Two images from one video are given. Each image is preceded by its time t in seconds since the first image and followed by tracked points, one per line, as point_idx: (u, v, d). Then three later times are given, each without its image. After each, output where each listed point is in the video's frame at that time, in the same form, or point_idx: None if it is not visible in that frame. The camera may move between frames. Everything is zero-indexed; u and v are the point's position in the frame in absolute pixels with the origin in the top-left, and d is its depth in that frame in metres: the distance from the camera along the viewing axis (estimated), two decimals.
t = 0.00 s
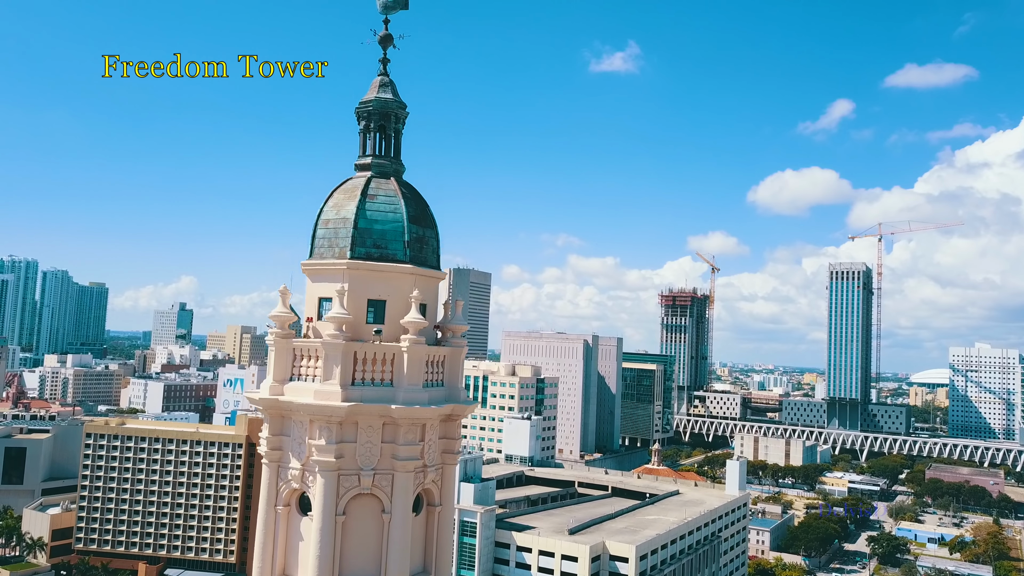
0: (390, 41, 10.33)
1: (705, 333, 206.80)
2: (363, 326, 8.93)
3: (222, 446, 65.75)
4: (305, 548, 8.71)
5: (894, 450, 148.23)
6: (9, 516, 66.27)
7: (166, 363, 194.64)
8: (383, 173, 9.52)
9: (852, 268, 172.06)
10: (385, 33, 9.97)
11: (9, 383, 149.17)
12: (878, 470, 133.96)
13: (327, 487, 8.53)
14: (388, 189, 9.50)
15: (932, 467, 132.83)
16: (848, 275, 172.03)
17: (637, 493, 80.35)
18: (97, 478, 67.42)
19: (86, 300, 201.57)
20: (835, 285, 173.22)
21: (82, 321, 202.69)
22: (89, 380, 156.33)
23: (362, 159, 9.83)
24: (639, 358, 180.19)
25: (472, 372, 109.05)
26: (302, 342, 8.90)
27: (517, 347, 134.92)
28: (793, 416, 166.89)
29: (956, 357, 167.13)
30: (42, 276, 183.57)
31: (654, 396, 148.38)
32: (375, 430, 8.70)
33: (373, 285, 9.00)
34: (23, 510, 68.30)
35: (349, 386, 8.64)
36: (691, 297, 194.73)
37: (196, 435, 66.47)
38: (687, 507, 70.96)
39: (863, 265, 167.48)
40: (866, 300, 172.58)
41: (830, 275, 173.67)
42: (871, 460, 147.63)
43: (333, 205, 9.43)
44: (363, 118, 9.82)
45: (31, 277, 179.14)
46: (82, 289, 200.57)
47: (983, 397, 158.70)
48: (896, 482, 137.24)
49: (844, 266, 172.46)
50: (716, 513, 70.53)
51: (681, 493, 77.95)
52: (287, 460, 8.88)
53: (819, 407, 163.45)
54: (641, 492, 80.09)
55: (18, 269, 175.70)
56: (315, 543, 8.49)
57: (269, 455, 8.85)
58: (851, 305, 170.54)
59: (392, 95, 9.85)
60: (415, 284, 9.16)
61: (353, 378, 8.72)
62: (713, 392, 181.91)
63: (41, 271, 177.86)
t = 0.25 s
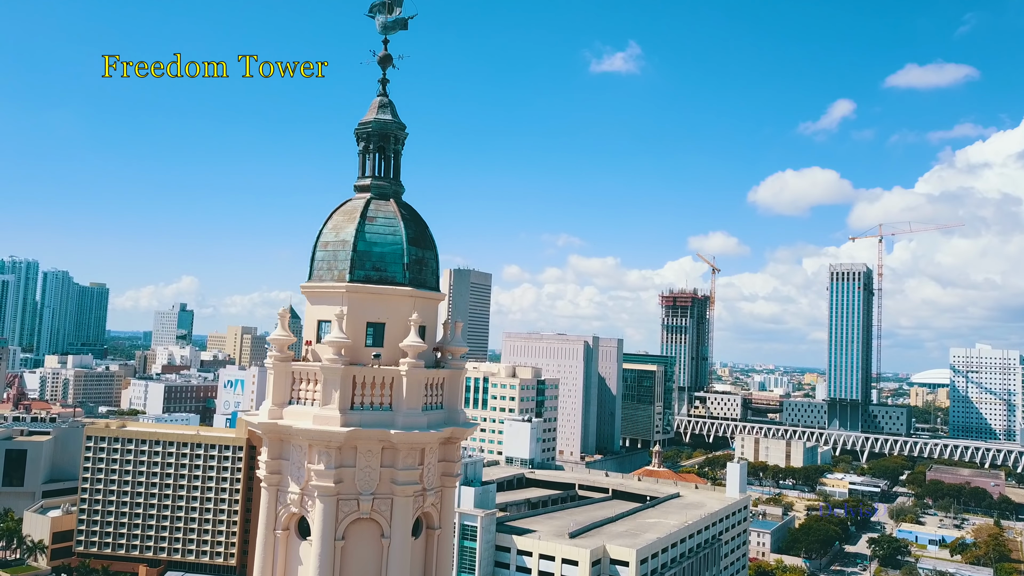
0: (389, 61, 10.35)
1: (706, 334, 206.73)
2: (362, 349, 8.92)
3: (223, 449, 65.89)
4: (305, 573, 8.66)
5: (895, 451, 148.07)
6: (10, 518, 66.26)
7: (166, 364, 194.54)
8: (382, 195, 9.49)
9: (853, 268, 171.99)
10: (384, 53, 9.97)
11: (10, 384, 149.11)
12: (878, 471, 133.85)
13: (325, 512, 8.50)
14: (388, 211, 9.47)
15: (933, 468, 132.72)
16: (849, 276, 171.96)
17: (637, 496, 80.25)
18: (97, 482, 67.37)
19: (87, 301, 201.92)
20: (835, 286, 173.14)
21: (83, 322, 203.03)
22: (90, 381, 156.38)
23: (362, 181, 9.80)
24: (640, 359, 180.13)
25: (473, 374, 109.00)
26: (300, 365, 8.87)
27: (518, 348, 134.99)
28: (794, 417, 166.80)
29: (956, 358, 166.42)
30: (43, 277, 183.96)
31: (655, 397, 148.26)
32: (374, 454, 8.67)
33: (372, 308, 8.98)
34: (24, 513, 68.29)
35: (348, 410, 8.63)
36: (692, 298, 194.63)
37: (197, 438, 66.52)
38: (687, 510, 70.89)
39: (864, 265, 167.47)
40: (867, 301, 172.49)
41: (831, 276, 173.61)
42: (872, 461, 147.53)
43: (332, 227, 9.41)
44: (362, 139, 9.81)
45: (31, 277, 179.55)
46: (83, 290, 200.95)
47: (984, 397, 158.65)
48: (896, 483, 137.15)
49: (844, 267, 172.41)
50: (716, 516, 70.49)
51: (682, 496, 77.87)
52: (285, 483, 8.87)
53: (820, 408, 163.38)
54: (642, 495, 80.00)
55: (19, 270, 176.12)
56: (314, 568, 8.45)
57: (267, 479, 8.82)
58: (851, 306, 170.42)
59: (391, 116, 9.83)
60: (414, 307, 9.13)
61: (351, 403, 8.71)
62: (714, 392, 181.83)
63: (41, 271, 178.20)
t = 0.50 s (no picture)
0: (388, 82, 10.41)
1: (706, 335, 206.66)
2: (361, 373, 8.89)
3: (223, 452, 65.97)
4: None
5: (895, 451, 147.97)
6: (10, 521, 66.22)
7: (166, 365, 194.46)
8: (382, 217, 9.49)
9: (853, 269, 171.90)
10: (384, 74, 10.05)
11: (10, 385, 149.00)
12: (879, 473, 133.78)
13: (324, 538, 8.48)
14: (387, 234, 9.47)
15: (934, 469, 132.63)
16: (849, 277, 171.87)
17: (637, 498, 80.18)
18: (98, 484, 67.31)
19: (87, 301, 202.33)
20: (835, 287, 173.05)
21: (84, 322, 203.33)
22: (90, 382, 156.37)
23: (361, 203, 9.81)
24: (641, 360, 180.13)
25: (473, 376, 108.92)
26: (299, 390, 8.85)
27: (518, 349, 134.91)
28: (794, 417, 166.73)
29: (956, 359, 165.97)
30: (43, 277, 184.19)
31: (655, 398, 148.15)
32: (373, 479, 8.66)
33: (371, 331, 8.94)
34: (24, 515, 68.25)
35: (347, 435, 8.62)
36: (692, 299, 194.54)
37: (197, 441, 66.54)
38: (687, 513, 70.84)
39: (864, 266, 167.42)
40: (867, 302, 172.40)
41: (831, 277, 173.51)
42: (872, 462, 147.46)
43: (332, 249, 9.37)
44: (362, 160, 9.83)
45: (31, 278, 179.75)
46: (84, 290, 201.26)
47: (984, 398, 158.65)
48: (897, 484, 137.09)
49: (844, 268, 172.36)
50: (717, 520, 70.47)
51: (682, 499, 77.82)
52: (284, 508, 8.85)
53: (820, 409, 163.32)
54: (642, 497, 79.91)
55: (19, 270, 176.29)
56: None
57: (267, 504, 8.79)
58: (852, 307, 170.34)
59: (390, 138, 9.83)
60: (413, 330, 9.11)
61: (350, 428, 8.69)
62: (714, 393, 181.79)
63: (42, 272, 178.42)
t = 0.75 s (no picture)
0: (387, 103, 10.41)
1: (706, 335, 206.59)
2: (360, 398, 8.85)
3: (223, 454, 65.89)
4: None
5: (896, 453, 147.83)
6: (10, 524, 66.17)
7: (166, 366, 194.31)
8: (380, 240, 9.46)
9: (853, 271, 171.76)
10: (383, 95, 10.05)
11: (10, 386, 148.89)
12: (879, 474, 133.70)
13: (323, 563, 8.44)
14: (385, 255, 9.45)
15: (934, 471, 132.50)
16: (849, 278, 171.74)
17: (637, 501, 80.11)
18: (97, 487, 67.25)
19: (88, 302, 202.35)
20: (835, 288, 172.91)
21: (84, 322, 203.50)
22: (91, 383, 156.29)
23: (359, 225, 9.79)
24: (641, 361, 180.02)
25: (473, 377, 108.85)
26: (297, 414, 8.83)
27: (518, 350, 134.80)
28: (795, 418, 166.60)
29: (956, 360, 165.58)
30: (43, 278, 184.35)
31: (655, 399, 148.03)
32: (372, 504, 8.64)
33: (370, 355, 8.91)
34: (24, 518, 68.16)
35: (346, 460, 8.58)
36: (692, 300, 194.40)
37: (197, 444, 66.46)
38: (687, 516, 70.81)
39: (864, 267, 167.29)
40: (867, 303, 172.26)
41: (832, 278, 173.40)
42: (872, 463, 147.39)
43: (331, 271, 9.37)
44: (361, 182, 9.82)
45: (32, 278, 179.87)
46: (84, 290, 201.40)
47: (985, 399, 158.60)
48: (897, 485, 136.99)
49: (844, 269, 172.26)
50: (717, 523, 70.49)
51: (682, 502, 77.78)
52: (283, 532, 8.83)
53: (820, 410, 163.23)
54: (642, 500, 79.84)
55: (19, 270, 176.48)
56: None
57: (265, 528, 8.77)
58: (852, 308, 170.26)
59: (389, 159, 9.81)
60: (412, 354, 9.08)
61: (348, 452, 8.66)
62: (715, 394, 181.71)
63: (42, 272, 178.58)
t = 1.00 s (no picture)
0: (387, 123, 10.42)
1: (707, 336, 206.45)
2: (359, 422, 8.83)
3: (223, 457, 65.90)
4: None
5: (896, 454, 147.69)
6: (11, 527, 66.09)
7: (167, 367, 194.18)
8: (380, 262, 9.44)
9: (853, 272, 171.62)
10: (382, 116, 10.06)
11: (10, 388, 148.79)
12: (879, 475, 133.60)
13: None
14: (385, 277, 9.44)
15: (935, 472, 132.39)
16: (850, 279, 171.57)
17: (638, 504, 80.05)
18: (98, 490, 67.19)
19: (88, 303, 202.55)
20: (835, 289, 172.74)
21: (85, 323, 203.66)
22: (91, 384, 156.21)
23: (358, 246, 9.78)
24: (641, 362, 179.82)
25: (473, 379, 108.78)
26: (296, 439, 8.78)
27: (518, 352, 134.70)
28: (795, 419, 166.43)
29: (957, 360, 165.38)
30: (43, 279, 184.65)
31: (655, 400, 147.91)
32: (371, 529, 8.63)
33: (370, 378, 8.88)
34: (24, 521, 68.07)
35: (345, 485, 8.57)
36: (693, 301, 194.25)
37: (197, 446, 66.43)
38: (688, 519, 70.77)
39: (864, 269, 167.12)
40: (867, 304, 172.11)
41: (832, 279, 173.22)
42: (873, 464, 147.32)
43: (331, 293, 9.36)
44: (361, 203, 9.80)
45: (32, 279, 180.12)
46: (85, 291, 201.61)
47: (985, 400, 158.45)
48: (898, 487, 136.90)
49: (845, 270, 172.11)
50: (718, 526, 70.59)
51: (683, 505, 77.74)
52: (282, 557, 8.80)
53: (820, 411, 163.09)
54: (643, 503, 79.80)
55: (20, 271, 176.73)
56: None
57: (264, 551, 8.76)
58: (853, 309, 170.13)
59: (389, 180, 9.80)
60: (411, 377, 9.06)
61: (347, 477, 8.64)
62: (715, 395, 181.63)
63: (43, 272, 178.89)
